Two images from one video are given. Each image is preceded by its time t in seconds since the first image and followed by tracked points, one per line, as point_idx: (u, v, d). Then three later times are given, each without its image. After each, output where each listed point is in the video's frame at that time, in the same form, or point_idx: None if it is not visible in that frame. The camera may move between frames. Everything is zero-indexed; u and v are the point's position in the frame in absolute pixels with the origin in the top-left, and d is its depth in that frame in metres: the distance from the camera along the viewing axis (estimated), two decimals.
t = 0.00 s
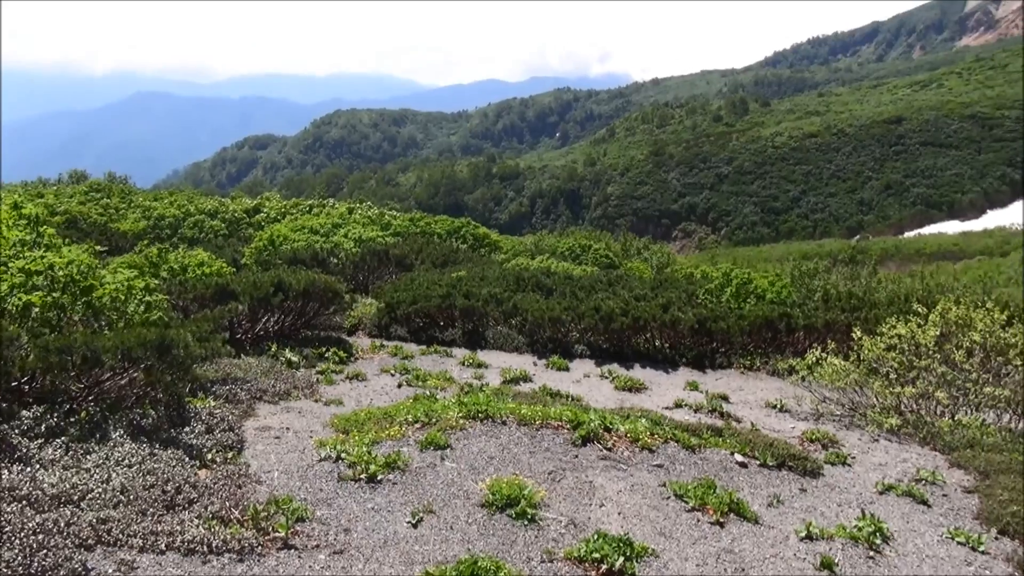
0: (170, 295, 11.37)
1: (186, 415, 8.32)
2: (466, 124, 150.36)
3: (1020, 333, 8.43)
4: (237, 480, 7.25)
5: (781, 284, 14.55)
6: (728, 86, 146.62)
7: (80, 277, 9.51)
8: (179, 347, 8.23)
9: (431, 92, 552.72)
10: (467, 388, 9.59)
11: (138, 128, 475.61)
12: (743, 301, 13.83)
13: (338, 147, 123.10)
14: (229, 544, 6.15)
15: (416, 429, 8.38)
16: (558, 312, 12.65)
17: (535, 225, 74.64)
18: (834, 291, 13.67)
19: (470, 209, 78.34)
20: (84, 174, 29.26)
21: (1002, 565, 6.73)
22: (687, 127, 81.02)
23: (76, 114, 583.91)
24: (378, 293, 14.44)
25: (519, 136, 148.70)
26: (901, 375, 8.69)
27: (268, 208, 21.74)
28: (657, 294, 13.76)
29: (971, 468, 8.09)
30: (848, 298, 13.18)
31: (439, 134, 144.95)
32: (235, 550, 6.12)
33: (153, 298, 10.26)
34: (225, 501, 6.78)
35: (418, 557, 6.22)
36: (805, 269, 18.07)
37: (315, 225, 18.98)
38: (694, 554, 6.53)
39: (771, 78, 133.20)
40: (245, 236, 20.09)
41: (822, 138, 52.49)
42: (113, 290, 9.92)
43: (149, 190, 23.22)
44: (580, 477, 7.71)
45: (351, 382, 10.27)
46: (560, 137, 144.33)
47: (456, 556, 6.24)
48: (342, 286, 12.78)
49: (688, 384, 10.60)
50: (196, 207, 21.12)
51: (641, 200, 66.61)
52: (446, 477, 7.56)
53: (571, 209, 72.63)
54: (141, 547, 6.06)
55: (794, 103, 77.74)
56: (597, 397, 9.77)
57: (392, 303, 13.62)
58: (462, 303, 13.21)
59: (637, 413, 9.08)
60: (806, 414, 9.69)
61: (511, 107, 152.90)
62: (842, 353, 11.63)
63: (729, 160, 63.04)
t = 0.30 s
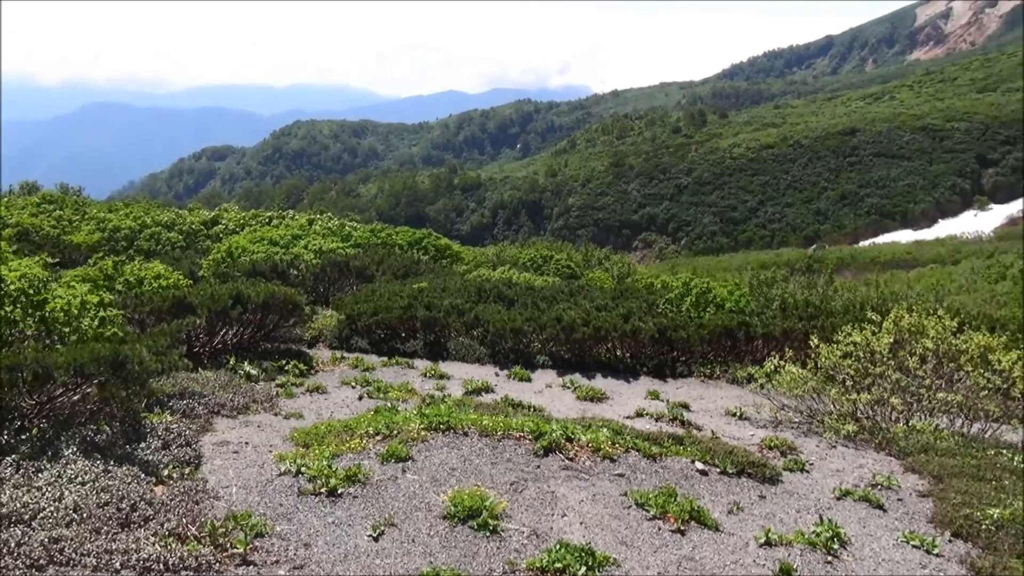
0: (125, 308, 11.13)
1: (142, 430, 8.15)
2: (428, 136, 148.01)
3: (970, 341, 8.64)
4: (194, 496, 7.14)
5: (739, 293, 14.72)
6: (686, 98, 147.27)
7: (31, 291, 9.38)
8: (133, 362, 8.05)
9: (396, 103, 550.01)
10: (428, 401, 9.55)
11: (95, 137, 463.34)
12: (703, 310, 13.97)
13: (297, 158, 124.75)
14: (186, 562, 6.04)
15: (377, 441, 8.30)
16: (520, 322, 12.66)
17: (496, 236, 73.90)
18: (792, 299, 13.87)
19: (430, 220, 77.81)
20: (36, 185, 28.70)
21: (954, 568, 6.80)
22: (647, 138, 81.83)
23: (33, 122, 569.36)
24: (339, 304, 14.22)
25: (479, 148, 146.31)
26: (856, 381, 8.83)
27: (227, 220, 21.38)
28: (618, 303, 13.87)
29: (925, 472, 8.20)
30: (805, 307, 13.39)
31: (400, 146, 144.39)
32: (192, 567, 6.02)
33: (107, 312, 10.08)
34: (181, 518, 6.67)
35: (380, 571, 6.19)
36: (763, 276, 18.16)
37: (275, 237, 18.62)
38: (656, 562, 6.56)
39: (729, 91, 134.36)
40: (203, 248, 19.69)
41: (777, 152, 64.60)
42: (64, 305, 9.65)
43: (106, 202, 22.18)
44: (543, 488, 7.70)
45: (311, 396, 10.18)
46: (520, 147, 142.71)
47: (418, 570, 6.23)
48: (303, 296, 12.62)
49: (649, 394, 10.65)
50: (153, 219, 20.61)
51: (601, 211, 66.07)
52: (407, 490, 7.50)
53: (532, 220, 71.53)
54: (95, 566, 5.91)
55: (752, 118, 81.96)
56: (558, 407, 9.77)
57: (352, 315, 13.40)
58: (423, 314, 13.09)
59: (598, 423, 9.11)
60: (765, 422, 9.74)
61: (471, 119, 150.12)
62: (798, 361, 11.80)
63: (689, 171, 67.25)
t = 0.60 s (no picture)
0: (74, 325, 10.86)
1: (93, 450, 7.96)
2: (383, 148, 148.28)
3: (919, 344, 8.84)
4: (147, 517, 7.00)
5: (695, 301, 14.92)
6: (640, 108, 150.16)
7: None
8: (84, 379, 7.89)
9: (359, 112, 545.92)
10: (385, 414, 9.50)
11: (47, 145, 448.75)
12: (660, 319, 14.13)
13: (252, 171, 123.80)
14: None
15: (334, 456, 8.20)
16: (479, 334, 12.72)
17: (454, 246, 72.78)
18: (746, 307, 14.12)
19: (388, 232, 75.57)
20: None
21: (907, 568, 6.92)
22: (603, 148, 82.58)
23: None
24: (296, 318, 14.04)
25: (436, 158, 147.32)
26: (811, 386, 8.95)
27: (179, 233, 20.33)
28: (576, 314, 13.98)
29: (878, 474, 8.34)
30: (759, 314, 13.63)
31: (355, 157, 144.24)
32: None
33: (55, 329, 9.85)
34: (134, 539, 6.54)
35: None
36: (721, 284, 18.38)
37: (230, 250, 18.18)
38: (615, 570, 6.60)
39: (682, 101, 138.50)
40: (155, 263, 18.82)
41: (731, 161, 66.24)
42: (10, 323, 9.46)
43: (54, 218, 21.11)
44: (502, 499, 7.67)
45: (268, 412, 10.10)
46: (477, 158, 143.45)
47: None
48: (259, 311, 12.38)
49: (608, 403, 10.71)
50: (104, 233, 19.53)
51: (558, 220, 66.25)
52: (366, 504, 7.40)
53: (490, 231, 70.22)
54: None
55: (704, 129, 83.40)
56: (517, 418, 9.77)
57: (309, 328, 13.25)
58: (381, 327, 12.98)
59: (557, 433, 9.12)
60: (722, 429, 9.84)
61: (427, 130, 151.26)
62: (754, 368, 11.97)
63: (644, 181, 67.74)
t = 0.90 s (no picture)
0: (13, 349, 10.59)
1: (32, 476, 7.73)
2: (335, 164, 150.16)
3: (864, 357, 9.04)
4: (89, 544, 6.81)
5: (646, 317, 15.15)
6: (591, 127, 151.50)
7: None
8: (24, 404, 7.69)
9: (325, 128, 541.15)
10: (336, 434, 9.42)
11: None
12: (612, 334, 14.30)
13: (200, 189, 121.41)
14: None
15: (285, 478, 8.07)
16: (431, 352, 12.71)
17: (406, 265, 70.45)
18: (696, 322, 14.40)
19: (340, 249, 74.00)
20: None
21: None
22: (555, 165, 83.33)
23: None
24: (245, 338, 13.88)
25: (388, 175, 150.54)
26: (759, 400, 9.09)
27: (125, 253, 19.96)
28: (529, 330, 14.10)
29: (825, 486, 8.48)
30: (709, 329, 13.90)
31: (307, 175, 143.83)
32: None
33: None
34: (74, 568, 6.35)
35: None
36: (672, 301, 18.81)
37: (177, 270, 18.00)
38: None
39: (632, 120, 142.70)
40: (99, 283, 18.43)
41: (681, 178, 67.02)
42: None
43: None
44: (455, 518, 7.59)
45: (216, 433, 9.99)
46: (431, 175, 147.90)
47: None
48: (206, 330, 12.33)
49: (561, 419, 10.75)
50: (45, 252, 18.74)
51: (512, 237, 65.96)
52: (316, 526, 7.26)
53: (443, 248, 68.63)
54: None
55: (653, 148, 84.98)
56: (470, 436, 9.76)
57: (259, 348, 13.15)
58: (332, 346, 12.94)
59: (510, 450, 9.12)
60: (673, 443, 9.93)
61: (379, 147, 154.79)
62: (704, 383, 12.19)
63: (597, 199, 67.96)
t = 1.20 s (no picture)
0: None
1: None
2: (289, 180, 151.61)
3: (817, 366, 9.20)
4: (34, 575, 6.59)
5: (603, 329, 15.35)
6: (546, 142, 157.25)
7: None
8: None
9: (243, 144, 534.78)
10: (292, 454, 9.34)
11: None
12: (570, 348, 14.43)
13: (151, 209, 120.35)
14: None
15: (239, 500, 7.95)
16: (388, 369, 12.73)
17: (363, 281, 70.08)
18: (653, 334, 14.61)
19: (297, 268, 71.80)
20: None
21: None
22: (511, 182, 83.73)
23: None
24: (198, 358, 13.62)
25: (345, 192, 150.60)
26: (716, 411, 9.22)
27: (74, 274, 19.00)
28: (487, 345, 14.15)
29: (781, 494, 8.57)
30: (666, 341, 14.14)
31: (261, 194, 144.63)
32: None
33: None
34: None
35: None
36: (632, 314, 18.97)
37: (128, 291, 17.59)
38: None
39: (587, 134, 147.76)
40: (46, 306, 17.48)
41: (637, 193, 69.27)
42: None
43: None
44: (413, 536, 7.49)
45: (168, 456, 9.86)
46: (387, 190, 147.84)
47: None
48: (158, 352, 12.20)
49: (520, 433, 10.77)
50: None
51: (469, 252, 67.32)
52: (271, 549, 7.12)
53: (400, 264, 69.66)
54: None
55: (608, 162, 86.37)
56: (428, 453, 9.75)
57: (213, 369, 12.93)
58: (288, 365, 12.80)
59: (468, 466, 9.11)
60: (632, 455, 9.99)
61: (333, 163, 154.28)
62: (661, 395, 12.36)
63: (553, 214, 70.21)
